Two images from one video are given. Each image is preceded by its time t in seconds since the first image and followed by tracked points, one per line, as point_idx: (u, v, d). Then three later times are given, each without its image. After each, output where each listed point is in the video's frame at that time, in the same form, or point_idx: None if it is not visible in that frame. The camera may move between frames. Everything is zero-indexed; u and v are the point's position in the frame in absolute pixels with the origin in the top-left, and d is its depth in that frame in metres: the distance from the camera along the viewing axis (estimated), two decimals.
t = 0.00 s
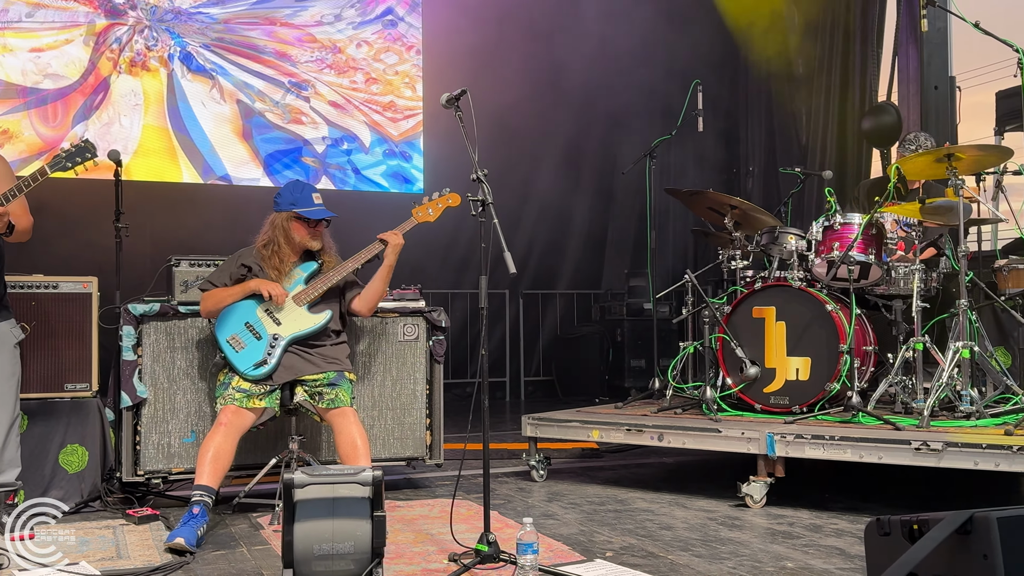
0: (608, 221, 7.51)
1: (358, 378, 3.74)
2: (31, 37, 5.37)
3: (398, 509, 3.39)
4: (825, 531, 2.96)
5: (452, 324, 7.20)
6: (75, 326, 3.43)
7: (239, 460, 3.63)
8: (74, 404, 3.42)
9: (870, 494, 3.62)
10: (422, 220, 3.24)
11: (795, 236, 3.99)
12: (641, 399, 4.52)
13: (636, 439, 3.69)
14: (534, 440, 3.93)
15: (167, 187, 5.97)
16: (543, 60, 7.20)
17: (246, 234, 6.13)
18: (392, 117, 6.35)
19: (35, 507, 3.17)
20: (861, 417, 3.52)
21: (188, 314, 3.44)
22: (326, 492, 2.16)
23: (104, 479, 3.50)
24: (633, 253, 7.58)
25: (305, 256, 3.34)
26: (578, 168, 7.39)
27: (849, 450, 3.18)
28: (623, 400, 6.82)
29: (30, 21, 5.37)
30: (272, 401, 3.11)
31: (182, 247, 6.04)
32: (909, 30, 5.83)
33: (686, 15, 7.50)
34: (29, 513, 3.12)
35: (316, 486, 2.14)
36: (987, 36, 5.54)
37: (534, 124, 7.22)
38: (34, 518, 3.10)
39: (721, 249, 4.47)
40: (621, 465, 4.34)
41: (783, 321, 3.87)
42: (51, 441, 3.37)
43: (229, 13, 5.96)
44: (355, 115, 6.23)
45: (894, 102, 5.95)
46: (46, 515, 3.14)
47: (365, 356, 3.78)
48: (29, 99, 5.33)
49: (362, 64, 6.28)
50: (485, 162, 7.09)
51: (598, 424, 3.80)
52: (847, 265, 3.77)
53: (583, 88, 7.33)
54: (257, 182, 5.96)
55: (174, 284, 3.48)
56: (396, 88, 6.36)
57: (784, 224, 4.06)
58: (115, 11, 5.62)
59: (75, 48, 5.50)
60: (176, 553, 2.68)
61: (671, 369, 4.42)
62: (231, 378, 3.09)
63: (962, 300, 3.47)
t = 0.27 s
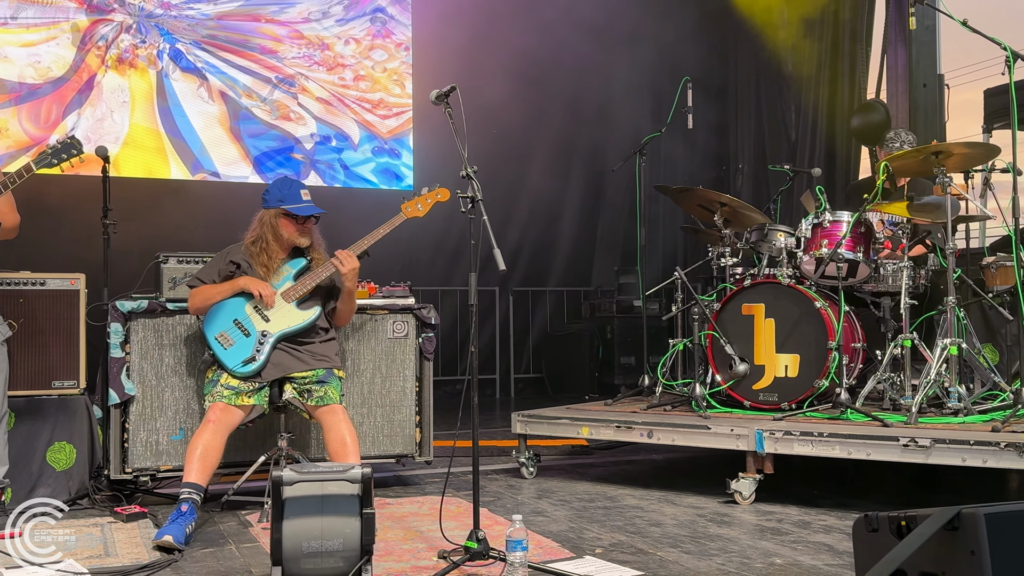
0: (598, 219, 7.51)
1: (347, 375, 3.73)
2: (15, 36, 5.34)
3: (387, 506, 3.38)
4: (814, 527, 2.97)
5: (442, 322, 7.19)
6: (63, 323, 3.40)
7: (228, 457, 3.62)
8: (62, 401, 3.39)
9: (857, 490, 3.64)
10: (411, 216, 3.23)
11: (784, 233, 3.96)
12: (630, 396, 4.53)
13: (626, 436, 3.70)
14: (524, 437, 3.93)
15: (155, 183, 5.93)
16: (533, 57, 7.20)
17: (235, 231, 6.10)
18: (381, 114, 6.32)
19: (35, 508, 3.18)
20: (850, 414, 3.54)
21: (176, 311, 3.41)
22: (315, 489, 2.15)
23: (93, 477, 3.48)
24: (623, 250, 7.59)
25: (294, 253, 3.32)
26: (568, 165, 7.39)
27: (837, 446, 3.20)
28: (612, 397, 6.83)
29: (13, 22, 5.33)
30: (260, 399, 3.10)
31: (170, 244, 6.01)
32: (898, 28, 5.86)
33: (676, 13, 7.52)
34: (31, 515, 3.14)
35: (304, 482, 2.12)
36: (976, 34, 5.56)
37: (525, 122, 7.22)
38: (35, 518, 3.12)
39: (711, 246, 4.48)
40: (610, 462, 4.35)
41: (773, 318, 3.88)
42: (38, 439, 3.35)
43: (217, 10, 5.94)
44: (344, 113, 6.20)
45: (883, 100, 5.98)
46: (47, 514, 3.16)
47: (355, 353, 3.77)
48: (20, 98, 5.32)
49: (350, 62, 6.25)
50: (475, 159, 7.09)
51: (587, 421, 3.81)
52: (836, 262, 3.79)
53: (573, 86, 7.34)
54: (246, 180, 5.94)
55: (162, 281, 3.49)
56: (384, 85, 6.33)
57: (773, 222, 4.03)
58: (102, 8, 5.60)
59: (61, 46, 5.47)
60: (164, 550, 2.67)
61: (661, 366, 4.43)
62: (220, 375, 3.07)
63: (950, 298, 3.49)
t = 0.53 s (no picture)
0: (589, 216, 7.52)
1: (336, 372, 3.72)
2: (6, 32, 5.30)
3: (377, 504, 3.37)
4: (803, 524, 2.99)
5: (433, 319, 7.18)
6: (50, 321, 3.37)
7: (217, 455, 3.60)
8: (49, 399, 3.36)
9: (846, 487, 3.66)
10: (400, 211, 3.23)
11: (774, 231, 4.00)
12: (621, 393, 4.53)
13: (616, 433, 3.70)
14: (514, 434, 3.93)
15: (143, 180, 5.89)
16: (523, 55, 7.20)
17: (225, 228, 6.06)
18: (371, 112, 6.31)
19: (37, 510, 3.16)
20: (839, 411, 3.55)
21: (165, 308, 3.39)
22: (304, 487, 2.14)
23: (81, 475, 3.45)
24: (614, 248, 7.60)
25: (282, 249, 3.31)
26: (559, 163, 7.40)
27: (826, 443, 3.21)
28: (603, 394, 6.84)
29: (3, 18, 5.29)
30: (249, 396, 3.08)
31: (159, 241, 5.97)
32: (887, 25, 5.87)
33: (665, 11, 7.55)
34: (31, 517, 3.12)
35: (293, 481, 2.12)
36: (965, 33, 5.59)
37: (515, 119, 7.22)
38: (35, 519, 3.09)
39: (702, 244, 4.49)
40: (600, 460, 4.35)
41: (763, 315, 3.89)
42: (26, 437, 3.32)
43: (205, 7, 5.92)
44: (335, 110, 6.19)
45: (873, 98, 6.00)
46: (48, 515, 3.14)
47: (344, 350, 3.76)
48: (15, 94, 5.30)
49: (340, 59, 6.24)
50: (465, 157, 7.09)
51: (578, 418, 3.81)
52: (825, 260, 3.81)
53: (564, 84, 7.34)
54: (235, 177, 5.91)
55: (150, 279, 3.48)
56: (374, 82, 6.32)
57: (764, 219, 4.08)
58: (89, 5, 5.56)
59: (51, 42, 5.43)
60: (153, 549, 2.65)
61: (651, 364, 4.44)
62: (209, 373, 3.05)
63: (939, 295, 3.51)
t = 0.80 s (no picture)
0: (580, 214, 7.52)
1: (327, 370, 3.71)
2: None
3: (367, 502, 3.37)
4: (792, 521, 3.00)
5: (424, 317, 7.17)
6: (38, 319, 3.35)
7: (206, 453, 3.59)
8: (38, 397, 3.34)
9: (835, 485, 3.67)
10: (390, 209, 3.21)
11: (764, 229, 4.02)
12: (612, 391, 4.54)
13: (606, 431, 3.70)
14: (505, 432, 3.93)
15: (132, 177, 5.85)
16: (514, 53, 7.20)
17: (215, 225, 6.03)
18: (361, 110, 6.28)
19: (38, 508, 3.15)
20: (829, 409, 3.57)
21: (154, 306, 3.38)
22: (294, 486, 2.13)
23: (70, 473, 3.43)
24: (605, 246, 7.60)
25: (272, 247, 3.29)
26: (550, 161, 7.39)
27: (816, 441, 3.23)
28: (594, 392, 6.84)
29: None
30: (239, 394, 3.07)
31: (148, 238, 5.94)
32: (878, 23, 5.87)
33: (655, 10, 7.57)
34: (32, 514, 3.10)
35: (283, 479, 2.11)
36: (955, 30, 5.60)
37: (506, 117, 7.21)
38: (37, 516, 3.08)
39: (692, 242, 4.50)
40: (591, 457, 4.36)
41: (752, 313, 3.91)
42: (14, 435, 3.30)
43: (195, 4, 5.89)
44: (325, 108, 6.17)
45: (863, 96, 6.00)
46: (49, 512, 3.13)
47: (335, 348, 3.75)
48: (5, 90, 5.25)
49: (330, 57, 6.22)
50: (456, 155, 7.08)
51: (568, 416, 3.82)
52: (815, 258, 3.82)
53: (555, 83, 7.35)
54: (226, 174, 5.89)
55: (140, 276, 3.45)
56: (364, 80, 6.30)
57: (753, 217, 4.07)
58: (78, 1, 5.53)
59: (40, 39, 5.39)
60: (142, 547, 2.64)
61: (642, 362, 4.45)
62: (198, 371, 3.04)
63: (928, 293, 3.52)
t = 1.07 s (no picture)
0: (572, 212, 7.53)
1: (318, 368, 3.70)
2: None
3: (359, 500, 3.36)
4: (783, 519, 3.01)
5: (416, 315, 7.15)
6: (28, 317, 3.33)
7: (197, 451, 3.57)
8: (28, 396, 3.31)
9: (825, 483, 3.69)
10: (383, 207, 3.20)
11: (755, 227, 4.10)
12: (604, 389, 4.54)
13: (598, 429, 3.71)
14: (497, 430, 3.93)
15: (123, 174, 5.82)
16: (507, 52, 7.19)
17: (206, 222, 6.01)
18: (354, 107, 6.27)
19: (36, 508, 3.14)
20: (820, 407, 3.58)
21: (145, 304, 3.36)
22: (285, 484, 2.13)
23: (61, 471, 3.41)
24: (597, 244, 7.61)
25: (264, 246, 3.28)
26: (543, 159, 7.39)
27: (807, 439, 3.24)
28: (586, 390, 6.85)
29: None
30: (230, 392, 3.06)
31: (139, 235, 5.91)
32: (870, 22, 5.88)
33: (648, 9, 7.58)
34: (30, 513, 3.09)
35: (273, 477, 2.10)
36: (946, 30, 5.62)
37: (499, 115, 7.21)
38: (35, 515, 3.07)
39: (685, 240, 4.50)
40: (583, 455, 4.36)
41: (744, 311, 3.92)
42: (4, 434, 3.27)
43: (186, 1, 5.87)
44: (318, 105, 6.15)
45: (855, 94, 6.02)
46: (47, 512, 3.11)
47: (326, 346, 3.74)
48: None
49: (322, 55, 6.21)
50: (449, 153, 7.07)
51: (560, 414, 3.82)
52: (806, 256, 3.83)
53: (548, 81, 7.35)
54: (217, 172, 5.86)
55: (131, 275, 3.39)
56: (356, 78, 6.29)
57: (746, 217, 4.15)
58: None
59: (30, 36, 5.35)
60: (133, 546, 2.63)
61: (634, 360, 4.46)
62: (189, 369, 3.03)
63: (919, 291, 3.52)
